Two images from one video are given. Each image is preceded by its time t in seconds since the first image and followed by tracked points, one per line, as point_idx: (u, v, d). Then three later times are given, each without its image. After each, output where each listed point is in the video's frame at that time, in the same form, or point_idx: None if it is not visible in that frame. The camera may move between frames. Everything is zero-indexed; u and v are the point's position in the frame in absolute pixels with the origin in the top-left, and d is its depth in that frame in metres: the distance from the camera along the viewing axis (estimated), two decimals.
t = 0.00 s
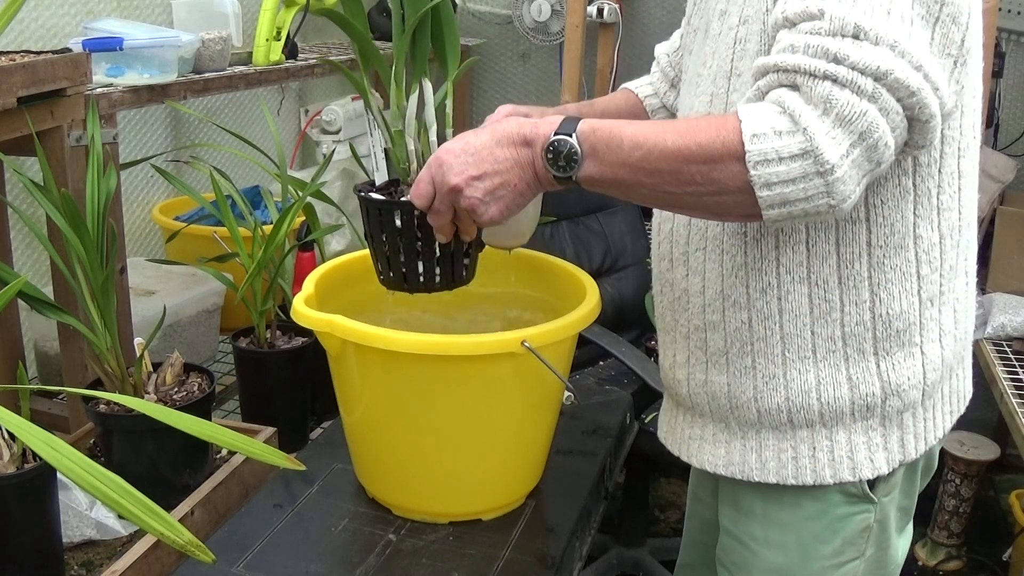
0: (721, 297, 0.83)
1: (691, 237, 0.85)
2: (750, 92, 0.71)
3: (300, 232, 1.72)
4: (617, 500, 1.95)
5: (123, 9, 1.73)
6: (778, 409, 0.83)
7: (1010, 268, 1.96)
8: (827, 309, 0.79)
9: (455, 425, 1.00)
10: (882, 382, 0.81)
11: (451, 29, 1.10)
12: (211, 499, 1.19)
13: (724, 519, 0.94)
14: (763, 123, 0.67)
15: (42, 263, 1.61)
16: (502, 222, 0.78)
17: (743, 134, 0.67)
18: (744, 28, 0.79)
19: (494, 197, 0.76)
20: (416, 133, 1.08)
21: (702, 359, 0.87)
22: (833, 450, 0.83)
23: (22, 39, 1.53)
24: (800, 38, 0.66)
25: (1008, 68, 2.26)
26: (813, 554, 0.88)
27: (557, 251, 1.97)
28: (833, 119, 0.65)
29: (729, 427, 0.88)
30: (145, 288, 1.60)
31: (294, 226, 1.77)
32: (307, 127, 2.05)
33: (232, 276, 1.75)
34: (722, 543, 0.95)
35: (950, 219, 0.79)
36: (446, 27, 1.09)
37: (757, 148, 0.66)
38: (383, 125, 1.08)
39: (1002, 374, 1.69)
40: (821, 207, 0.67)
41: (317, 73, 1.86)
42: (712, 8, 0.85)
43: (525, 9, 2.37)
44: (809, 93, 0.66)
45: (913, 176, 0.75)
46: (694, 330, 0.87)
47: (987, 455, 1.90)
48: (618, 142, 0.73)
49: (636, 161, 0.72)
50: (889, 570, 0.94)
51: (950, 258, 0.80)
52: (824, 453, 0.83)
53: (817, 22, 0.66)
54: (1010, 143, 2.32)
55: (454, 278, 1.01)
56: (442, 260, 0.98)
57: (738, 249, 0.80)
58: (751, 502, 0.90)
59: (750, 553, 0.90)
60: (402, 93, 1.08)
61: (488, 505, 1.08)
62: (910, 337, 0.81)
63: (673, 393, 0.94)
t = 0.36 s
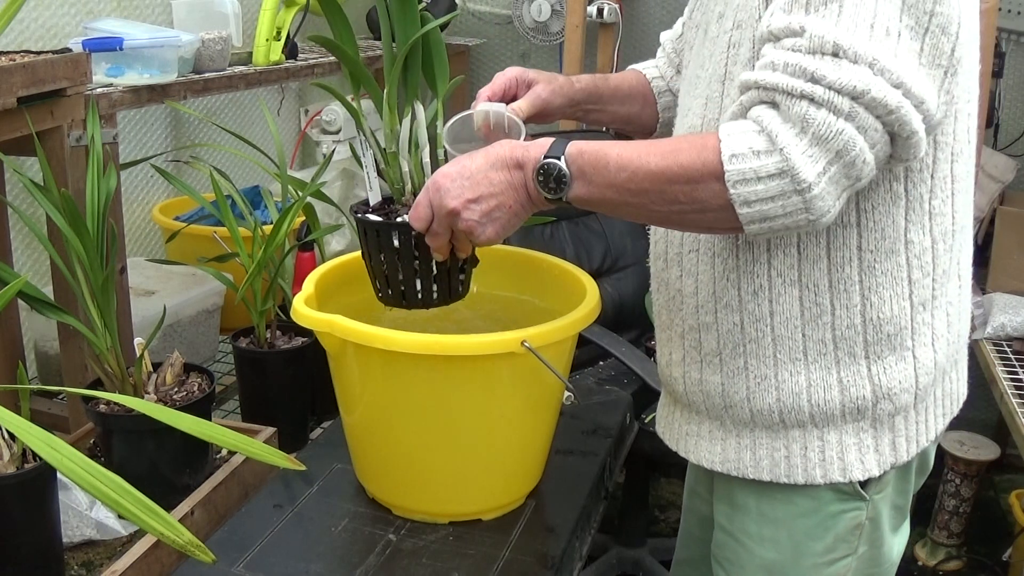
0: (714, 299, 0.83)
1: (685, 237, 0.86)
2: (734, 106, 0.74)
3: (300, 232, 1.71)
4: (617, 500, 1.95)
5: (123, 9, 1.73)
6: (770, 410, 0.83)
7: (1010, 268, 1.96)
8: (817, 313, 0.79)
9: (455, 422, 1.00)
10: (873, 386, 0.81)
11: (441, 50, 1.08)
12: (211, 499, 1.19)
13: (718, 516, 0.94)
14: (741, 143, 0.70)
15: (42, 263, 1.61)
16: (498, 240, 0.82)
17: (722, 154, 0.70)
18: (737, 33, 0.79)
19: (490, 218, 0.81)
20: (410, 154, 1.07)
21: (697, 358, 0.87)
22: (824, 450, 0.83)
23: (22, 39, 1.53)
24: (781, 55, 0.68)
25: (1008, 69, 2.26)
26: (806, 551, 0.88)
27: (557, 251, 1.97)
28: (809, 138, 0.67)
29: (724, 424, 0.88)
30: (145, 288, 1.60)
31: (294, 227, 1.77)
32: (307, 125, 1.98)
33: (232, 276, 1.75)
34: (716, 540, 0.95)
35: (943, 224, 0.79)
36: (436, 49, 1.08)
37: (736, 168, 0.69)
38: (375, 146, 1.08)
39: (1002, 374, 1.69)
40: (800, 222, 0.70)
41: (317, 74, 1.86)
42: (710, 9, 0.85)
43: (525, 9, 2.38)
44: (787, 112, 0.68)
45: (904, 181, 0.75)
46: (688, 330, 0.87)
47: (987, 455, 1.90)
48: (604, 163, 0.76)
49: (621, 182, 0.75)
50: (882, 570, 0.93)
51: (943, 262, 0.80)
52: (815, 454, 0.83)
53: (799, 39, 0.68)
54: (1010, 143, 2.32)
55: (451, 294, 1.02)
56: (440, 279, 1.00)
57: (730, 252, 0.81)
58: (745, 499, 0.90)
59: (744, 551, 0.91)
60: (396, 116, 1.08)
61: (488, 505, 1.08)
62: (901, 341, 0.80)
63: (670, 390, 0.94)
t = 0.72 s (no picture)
0: (711, 300, 0.83)
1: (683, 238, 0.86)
2: (728, 110, 0.74)
3: (300, 232, 1.71)
4: (617, 500, 1.95)
5: (123, 9, 1.73)
6: (765, 410, 0.83)
7: (1010, 268, 1.96)
8: (813, 314, 0.79)
9: (455, 422, 1.00)
10: (869, 387, 0.81)
11: (433, 60, 1.07)
12: (211, 499, 1.19)
13: (716, 515, 0.94)
14: (733, 149, 0.70)
15: (42, 263, 1.61)
16: (496, 249, 0.83)
17: (714, 160, 0.71)
18: (734, 34, 0.79)
19: (487, 226, 0.81)
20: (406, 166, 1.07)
21: (694, 357, 0.87)
22: (820, 450, 0.83)
23: (22, 39, 1.53)
24: (774, 59, 0.68)
25: (1008, 69, 2.26)
26: (803, 549, 0.88)
27: (557, 252, 1.97)
28: (800, 144, 0.67)
29: (722, 423, 0.88)
30: (145, 288, 1.60)
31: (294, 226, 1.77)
32: (306, 126, 1.98)
33: (232, 276, 1.75)
34: (714, 539, 0.95)
35: (940, 227, 0.78)
36: (429, 59, 1.07)
37: (727, 174, 0.70)
38: (370, 157, 1.06)
39: (1002, 374, 1.69)
40: (791, 227, 0.70)
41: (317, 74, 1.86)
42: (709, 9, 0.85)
43: (525, 9, 2.38)
44: (778, 117, 0.68)
45: (902, 184, 0.75)
46: (686, 329, 0.87)
47: (987, 455, 1.90)
48: (597, 170, 0.76)
49: (615, 190, 0.75)
50: (881, 569, 0.93)
51: (941, 264, 0.80)
52: (811, 454, 0.83)
53: (792, 44, 0.68)
54: (1010, 143, 2.32)
55: (448, 301, 1.02)
56: (438, 286, 1.00)
57: (726, 254, 0.81)
58: (742, 497, 0.90)
59: (742, 550, 0.91)
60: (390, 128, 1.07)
61: (488, 505, 1.08)
62: (898, 343, 0.80)
63: (668, 388, 0.94)
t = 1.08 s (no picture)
0: (710, 301, 0.83)
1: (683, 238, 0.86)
2: (728, 113, 0.74)
3: (300, 232, 1.71)
4: (617, 500, 1.95)
5: (123, 9, 1.73)
6: (765, 411, 0.83)
7: (1010, 268, 1.96)
8: (813, 316, 0.79)
9: (455, 422, 1.00)
10: (869, 389, 0.81)
11: (432, 64, 1.06)
12: (211, 499, 1.19)
13: (716, 514, 0.94)
14: (733, 154, 0.70)
15: (42, 263, 1.61)
16: (496, 253, 0.83)
17: (715, 166, 0.71)
18: (735, 35, 0.79)
19: (488, 232, 0.81)
20: (406, 170, 1.08)
21: (694, 357, 0.87)
22: (819, 451, 0.83)
23: (22, 39, 1.53)
24: (775, 64, 0.68)
25: (1008, 69, 2.26)
26: (802, 549, 0.88)
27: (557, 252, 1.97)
28: (801, 149, 0.67)
29: (722, 422, 0.88)
30: (144, 288, 1.60)
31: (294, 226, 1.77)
32: (307, 126, 1.98)
33: (232, 276, 1.75)
34: (713, 538, 0.95)
35: (939, 229, 0.78)
36: (427, 64, 1.06)
37: (728, 179, 0.70)
38: (370, 161, 1.06)
39: (1002, 374, 1.69)
40: (792, 232, 0.70)
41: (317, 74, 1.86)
42: (710, 9, 0.85)
43: (525, 9, 2.38)
44: (779, 123, 0.68)
45: (902, 187, 0.75)
46: (686, 329, 0.87)
47: (987, 455, 1.90)
48: (598, 175, 0.76)
49: (616, 195, 0.75)
50: (881, 569, 0.93)
51: (940, 267, 0.80)
52: (810, 454, 0.83)
53: (793, 49, 0.68)
54: (1010, 144, 2.32)
55: (450, 304, 1.03)
56: (440, 291, 1.00)
57: (726, 256, 0.81)
58: (742, 497, 0.90)
59: (741, 549, 0.91)
60: (388, 133, 1.07)
61: (487, 505, 1.08)
62: (897, 344, 0.80)
63: (668, 387, 0.94)
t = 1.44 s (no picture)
0: (713, 302, 0.83)
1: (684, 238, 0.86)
2: (732, 118, 0.74)
3: (300, 232, 1.72)
4: (617, 500, 1.95)
5: (124, 9, 1.73)
6: (768, 413, 0.83)
7: (1010, 268, 1.96)
8: (815, 319, 0.79)
9: (456, 422, 1.00)
10: (871, 391, 0.81)
11: (431, 68, 1.06)
12: (211, 499, 1.19)
13: (717, 514, 0.94)
14: (737, 161, 0.70)
15: (42, 263, 1.61)
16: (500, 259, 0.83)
17: (719, 172, 0.71)
18: (738, 36, 0.79)
19: (491, 239, 0.81)
20: (405, 175, 1.08)
21: (698, 357, 0.87)
22: (821, 451, 0.83)
23: (22, 39, 1.53)
24: (780, 70, 0.68)
25: (1008, 69, 2.26)
26: (804, 549, 0.88)
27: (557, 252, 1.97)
28: (805, 157, 0.68)
29: (727, 421, 0.88)
30: (145, 288, 1.60)
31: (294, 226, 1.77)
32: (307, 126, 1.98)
33: (232, 276, 1.75)
34: (715, 538, 0.95)
35: (942, 232, 0.78)
36: (426, 69, 1.06)
37: (732, 186, 0.70)
38: (369, 165, 1.07)
39: (1002, 374, 1.69)
40: (796, 237, 0.70)
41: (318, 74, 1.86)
42: (712, 10, 0.85)
43: (525, 9, 2.38)
44: (783, 129, 0.68)
45: (905, 190, 0.75)
46: (689, 329, 0.87)
47: (987, 455, 1.89)
48: (601, 181, 0.76)
49: (619, 203, 0.75)
50: (882, 569, 0.93)
51: (942, 269, 0.80)
52: (813, 454, 0.83)
53: (798, 55, 0.68)
54: (1010, 144, 2.32)
55: (452, 308, 1.03)
56: (441, 296, 1.01)
57: (728, 258, 0.81)
58: (743, 496, 0.90)
59: (742, 549, 0.91)
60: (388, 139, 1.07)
61: (488, 505, 1.08)
62: (899, 346, 0.80)
63: (672, 385, 0.94)
